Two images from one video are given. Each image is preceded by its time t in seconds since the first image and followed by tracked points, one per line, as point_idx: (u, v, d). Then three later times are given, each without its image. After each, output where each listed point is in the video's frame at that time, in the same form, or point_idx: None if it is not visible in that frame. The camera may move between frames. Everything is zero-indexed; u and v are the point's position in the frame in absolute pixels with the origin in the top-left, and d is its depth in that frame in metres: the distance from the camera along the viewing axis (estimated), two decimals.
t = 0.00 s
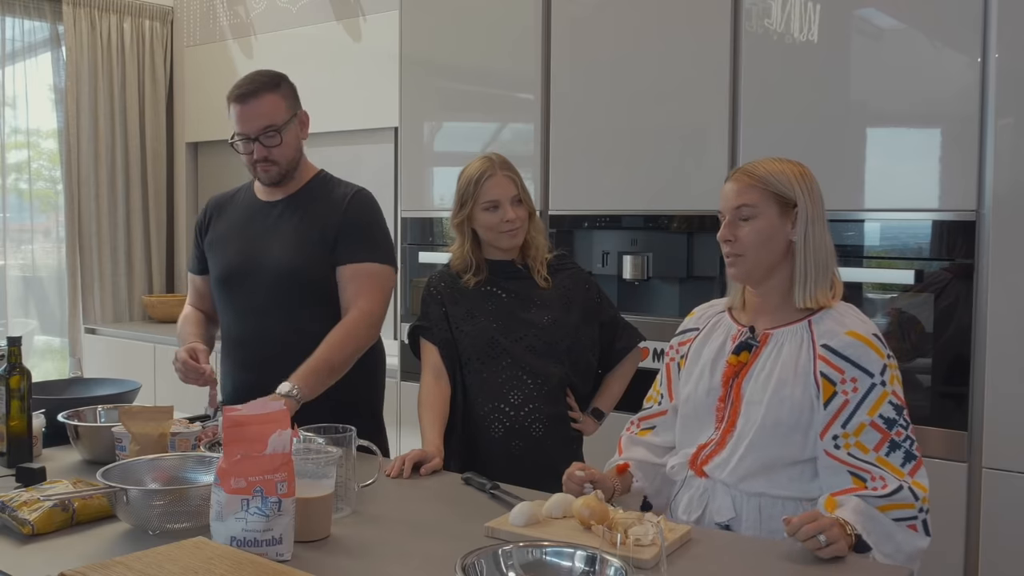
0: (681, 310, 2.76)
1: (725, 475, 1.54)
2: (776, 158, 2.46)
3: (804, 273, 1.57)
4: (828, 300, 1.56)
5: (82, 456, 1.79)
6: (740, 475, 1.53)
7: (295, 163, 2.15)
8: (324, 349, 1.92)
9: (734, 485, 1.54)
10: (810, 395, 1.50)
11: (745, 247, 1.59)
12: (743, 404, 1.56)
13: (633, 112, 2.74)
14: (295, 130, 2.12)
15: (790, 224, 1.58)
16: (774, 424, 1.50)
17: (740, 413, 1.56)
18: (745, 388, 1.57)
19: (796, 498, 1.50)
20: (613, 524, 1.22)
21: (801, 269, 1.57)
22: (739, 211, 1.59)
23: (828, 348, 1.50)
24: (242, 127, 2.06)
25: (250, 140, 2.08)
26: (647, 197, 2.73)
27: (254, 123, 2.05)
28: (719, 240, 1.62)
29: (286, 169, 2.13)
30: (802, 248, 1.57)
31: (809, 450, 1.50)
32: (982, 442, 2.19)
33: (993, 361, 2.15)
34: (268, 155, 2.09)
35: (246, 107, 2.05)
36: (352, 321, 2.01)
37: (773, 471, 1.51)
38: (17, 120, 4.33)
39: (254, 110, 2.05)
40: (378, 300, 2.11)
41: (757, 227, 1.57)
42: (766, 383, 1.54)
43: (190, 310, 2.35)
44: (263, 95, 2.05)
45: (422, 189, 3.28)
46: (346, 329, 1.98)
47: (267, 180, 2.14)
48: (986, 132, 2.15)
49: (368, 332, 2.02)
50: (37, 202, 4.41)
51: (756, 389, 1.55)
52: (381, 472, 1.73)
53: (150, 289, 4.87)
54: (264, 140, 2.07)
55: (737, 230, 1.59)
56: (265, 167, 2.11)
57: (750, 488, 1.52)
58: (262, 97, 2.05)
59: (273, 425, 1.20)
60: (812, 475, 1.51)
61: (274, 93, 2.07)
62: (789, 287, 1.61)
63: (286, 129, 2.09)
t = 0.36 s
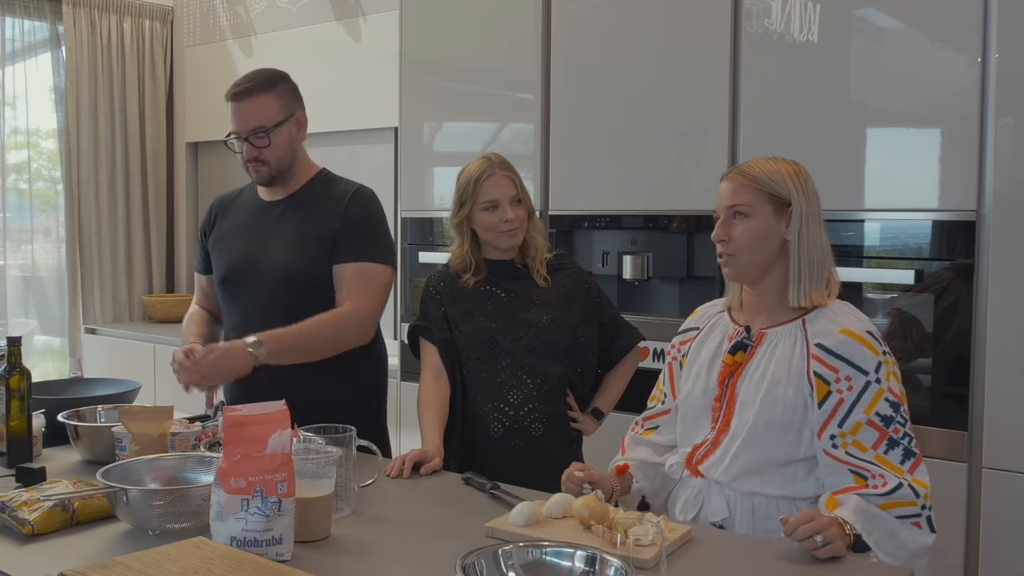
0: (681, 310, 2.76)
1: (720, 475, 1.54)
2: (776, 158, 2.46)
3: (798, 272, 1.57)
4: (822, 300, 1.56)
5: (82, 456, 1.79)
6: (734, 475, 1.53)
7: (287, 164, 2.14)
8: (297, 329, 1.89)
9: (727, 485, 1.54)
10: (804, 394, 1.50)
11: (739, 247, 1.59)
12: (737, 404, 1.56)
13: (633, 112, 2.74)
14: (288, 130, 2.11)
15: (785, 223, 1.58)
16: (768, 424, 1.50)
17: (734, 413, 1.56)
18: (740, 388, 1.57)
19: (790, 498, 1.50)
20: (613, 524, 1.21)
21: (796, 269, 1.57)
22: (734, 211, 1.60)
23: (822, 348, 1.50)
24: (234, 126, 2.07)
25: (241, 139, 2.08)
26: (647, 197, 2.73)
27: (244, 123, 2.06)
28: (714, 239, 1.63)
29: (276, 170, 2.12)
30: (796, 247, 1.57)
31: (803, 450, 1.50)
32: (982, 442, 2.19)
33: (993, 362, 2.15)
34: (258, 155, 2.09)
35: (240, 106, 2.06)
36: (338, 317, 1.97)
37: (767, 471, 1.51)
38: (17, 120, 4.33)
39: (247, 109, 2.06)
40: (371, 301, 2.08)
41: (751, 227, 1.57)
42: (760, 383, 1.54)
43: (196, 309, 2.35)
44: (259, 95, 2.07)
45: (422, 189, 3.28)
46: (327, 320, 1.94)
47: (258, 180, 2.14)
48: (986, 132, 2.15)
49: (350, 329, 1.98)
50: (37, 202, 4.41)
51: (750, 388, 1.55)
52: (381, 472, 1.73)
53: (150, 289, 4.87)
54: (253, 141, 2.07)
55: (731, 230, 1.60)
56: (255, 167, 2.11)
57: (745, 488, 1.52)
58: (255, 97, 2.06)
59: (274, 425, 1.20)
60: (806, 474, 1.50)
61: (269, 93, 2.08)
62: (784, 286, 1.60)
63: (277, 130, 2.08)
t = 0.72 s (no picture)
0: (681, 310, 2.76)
1: (729, 478, 1.54)
2: (776, 158, 2.46)
3: (802, 270, 1.57)
4: (827, 298, 1.56)
5: (82, 456, 1.79)
6: (744, 477, 1.52)
7: (284, 167, 2.14)
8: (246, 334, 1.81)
9: (738, 487, 1.53)
10: (810, 395, 1.50)
11: (744, 244, 1.59)
12: (745, 405, 1.56)
13: (634, 112, 2.74)
14: (284, 134, 2.11)
15: (789, 221, 1.58)
16: (775, 425, 1.50)
17: (743, 414, 1.56)
18: (747, 389, 1.57)
19: (801, 497, 1.50)
20: (613, 524, 1.21)
21: (800, 267, 1.57)
22: (738, 208, 1.60)
23: (827, 349, 1.50)
24: (231, 131, 2.08)
25: (237, 143, 2.09)
26: (647, 197, 2.73)
27: (240, 127, 2.06)
28: (719, 236, 1.63)
29: (273, 174, 2.12)
30: (801, 245, 1.57)
31: (811, 451, 1.50)
32: (982, 442, 2.19)
33: (992, 362, 2.15)
34: (254, 159, 2.09)
35: (236, 110, 2.06)
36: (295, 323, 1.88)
37: (776, 472, 1.51)
38: (17, 120, 4.33)
39: (243, 112, 2.06)
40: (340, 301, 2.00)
41: (755, 224, 1.58)
42: (767, 384, 1.54)
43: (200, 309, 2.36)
44: (255, 98, 2.07)
45: (422, 189, 3.28)
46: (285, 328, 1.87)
47: (256, 183, 2.14)
48: (986, 132, 2.15)
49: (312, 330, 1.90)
50: (37, 202, 4.41)
51: (757, 390, 1.55)
52: (381, 472, 1.73)
53: (150, 289, 4.87)
54: (249, 145, 2.08)
55: (736, 226, 1.60)
56: (252, 170, 2.11)
57: (755, 490, 1.52)
58: (251, 101, 2.06)
59: (274, 425, 1.20)
60: (816, 474, 1.50)
61: (263, 97, 2.07)
62: (789, 285, 1.61)
63: (273, 134, 2.08)
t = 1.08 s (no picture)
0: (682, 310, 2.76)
1: (734, 477, 1.54)
2: (776, 158, 2.46)
3: (811, 271, 1.57)
4: (834, 299, 1.56)
5: (82, 456, 1.79)
6: (750, 477, 1.52)
7: (283, 167, 2.14)
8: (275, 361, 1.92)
9: (742, 486, 1.54)
10: (816, 396, 1.50)
11: (754, 243, 1.59)
12: (750, 405, 1.56)
13: (634, 112, 2.74)
14: (281, 133, 2.11)
15: (798, 221, 1.58)
16: (781, 425, 1.50)
17: (748, 414, 1.56)
18: (753, 389, 1.56)
19: (804, 497, 1.50)
20: (613, 524, 1.21)
21: (808, 267, 1.57)
22: (748, 207, 1.60)
23: (833, 351, 1.50)
24: (229, 131, 2.08)
25: (235, 143, 2.08)
26: (647, 196, 2.73)
27: (237, 127, 2.06)
28: (727, 235, 1.63)
29: (271, 174, 2.12)
30: (808, 245, 1.57)
31: (816, 451, 1.49)
32: (982, 442, 2.19)
33: (992, 362, 2.15)
34: (253, 159, 2.09)
35: (233, 110, 2.06)
36: (322, 332, 1.97)
37: (782, 472, 1.51)
38: (17, 120, 4.33)
39: (240, 113, 2.06)
40: (362, 297, 2.06)
41: (764, 223, 1.58)
42: (773, 384, 1.54)
43: (194, 309, 2.36)
44: (251, 98, 2.06)
45: (422, 189, 3.28)
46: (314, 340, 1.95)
47: (255, 183, 2.14)
48: (986, 132, 2.15)
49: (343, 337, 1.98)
50: (37, 202, 4.41)
51: (763, 390, 1.55)
52: (381, 473, 1.73)
53: (150, 289, 4.88)
54: (247, 145, 2.08)
55: (745, 226, 1.60)
56: (251, 171, 2.11)
57: (759, 489, 1.52)
58: (247, 101, 2.06)
59: (274, 425, 1.20)
60: (819, 475, 1.50)
61: (260, 96, 2.07)
62: (796, 285, 1.61)
63: (271, 134, 2.08)
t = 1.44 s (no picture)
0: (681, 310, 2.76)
1: (725, 476, 1.54)
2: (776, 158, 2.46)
3: (812, 272, 1.57)
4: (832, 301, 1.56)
5: (82, 456, 1.79)
6: (741, 476, 1.52)
7: (287, 167, 2.14)
8: (278, 357, 1.90)
9: (733, 485, 1.54)
10: (809, 397, 1.50)
11: (754, 242, 1.59)
12: (743, 404, 1.56)
13: (633, 112, 2.74)
14: (288, 134, 2.11)
15: (801, 222, 1.58)
16: (774, 425, 1.50)
17: (741, 413, 1.56)
18: (746, 388, 1.57)
19: (796, 497, 1.50)
20: (613, 524, 1.21)
21: (809, 267, 1.57)
22: (752, 206, 1.60)
23: (828, 352, 1.50)
24: (235, 130, 2.08)
25: (241, 143, 2.08)
26: (647, 197, 2.73)
27: (244, 126, 2.06)
28: (729, 232, 1.63)
29: (275, 174, 2.13)
30: (810, 246, 1.57)
31: (809, 452, 1.50)
32: (982, 442, 2.19)
33: (992, 362, 2.15)
34: (258, 159, 2.10)
35: (240, 109, 2.06)
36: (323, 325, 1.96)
37: (773, 472, 1.51)
38: (17, 120, 4.33)
39: (250, 112, 2.06)
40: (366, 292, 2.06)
41: (768, 222, 1.58)
42: (767, 385, 1.54)
43: (195, 310, 2.35)
44: (259, 98, 2.06)
45: (422, 189, 3.28)
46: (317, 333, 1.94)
47: (258, 182, 2.15)
48: (986, 131, 2.15)
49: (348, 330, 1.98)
50: (37, 202, 4.41)
51: (756, 390, 1.55)
52: (381, 472, 1.73)
53: (150, 289, 4.88)
54: (253, 145, 2.08)
55: (748, 224, 1.60)
56: (255, 170, 2.11)
57: (750, 489, 1.52)
58: (255, 100, 2.06)
59: (274, 425, 1.20)
60: (812, 475, 1.51)
61: (269, 96, 2.07)
62: (796, 285, 1.61)
63: (277, 135, 2.09)
